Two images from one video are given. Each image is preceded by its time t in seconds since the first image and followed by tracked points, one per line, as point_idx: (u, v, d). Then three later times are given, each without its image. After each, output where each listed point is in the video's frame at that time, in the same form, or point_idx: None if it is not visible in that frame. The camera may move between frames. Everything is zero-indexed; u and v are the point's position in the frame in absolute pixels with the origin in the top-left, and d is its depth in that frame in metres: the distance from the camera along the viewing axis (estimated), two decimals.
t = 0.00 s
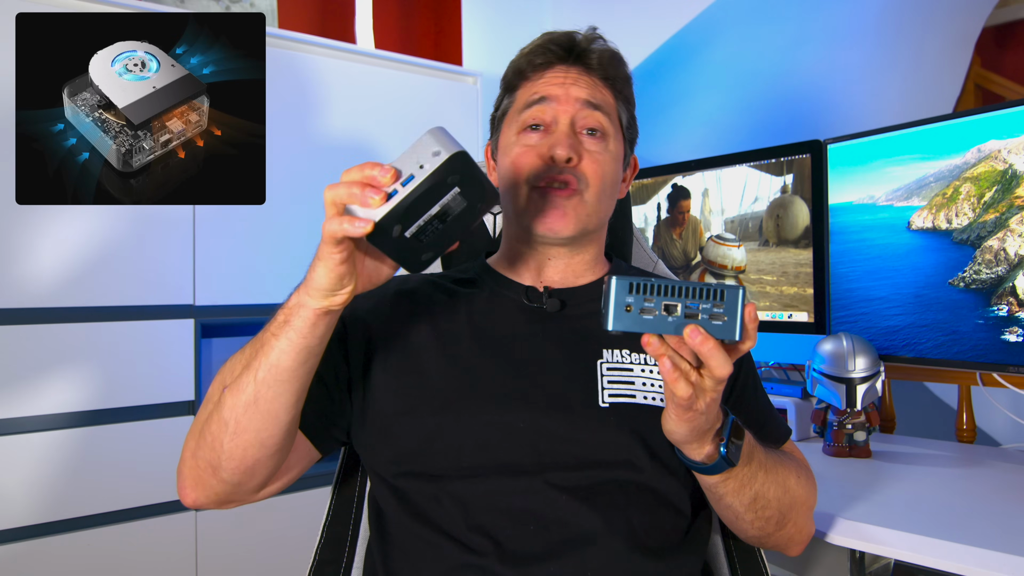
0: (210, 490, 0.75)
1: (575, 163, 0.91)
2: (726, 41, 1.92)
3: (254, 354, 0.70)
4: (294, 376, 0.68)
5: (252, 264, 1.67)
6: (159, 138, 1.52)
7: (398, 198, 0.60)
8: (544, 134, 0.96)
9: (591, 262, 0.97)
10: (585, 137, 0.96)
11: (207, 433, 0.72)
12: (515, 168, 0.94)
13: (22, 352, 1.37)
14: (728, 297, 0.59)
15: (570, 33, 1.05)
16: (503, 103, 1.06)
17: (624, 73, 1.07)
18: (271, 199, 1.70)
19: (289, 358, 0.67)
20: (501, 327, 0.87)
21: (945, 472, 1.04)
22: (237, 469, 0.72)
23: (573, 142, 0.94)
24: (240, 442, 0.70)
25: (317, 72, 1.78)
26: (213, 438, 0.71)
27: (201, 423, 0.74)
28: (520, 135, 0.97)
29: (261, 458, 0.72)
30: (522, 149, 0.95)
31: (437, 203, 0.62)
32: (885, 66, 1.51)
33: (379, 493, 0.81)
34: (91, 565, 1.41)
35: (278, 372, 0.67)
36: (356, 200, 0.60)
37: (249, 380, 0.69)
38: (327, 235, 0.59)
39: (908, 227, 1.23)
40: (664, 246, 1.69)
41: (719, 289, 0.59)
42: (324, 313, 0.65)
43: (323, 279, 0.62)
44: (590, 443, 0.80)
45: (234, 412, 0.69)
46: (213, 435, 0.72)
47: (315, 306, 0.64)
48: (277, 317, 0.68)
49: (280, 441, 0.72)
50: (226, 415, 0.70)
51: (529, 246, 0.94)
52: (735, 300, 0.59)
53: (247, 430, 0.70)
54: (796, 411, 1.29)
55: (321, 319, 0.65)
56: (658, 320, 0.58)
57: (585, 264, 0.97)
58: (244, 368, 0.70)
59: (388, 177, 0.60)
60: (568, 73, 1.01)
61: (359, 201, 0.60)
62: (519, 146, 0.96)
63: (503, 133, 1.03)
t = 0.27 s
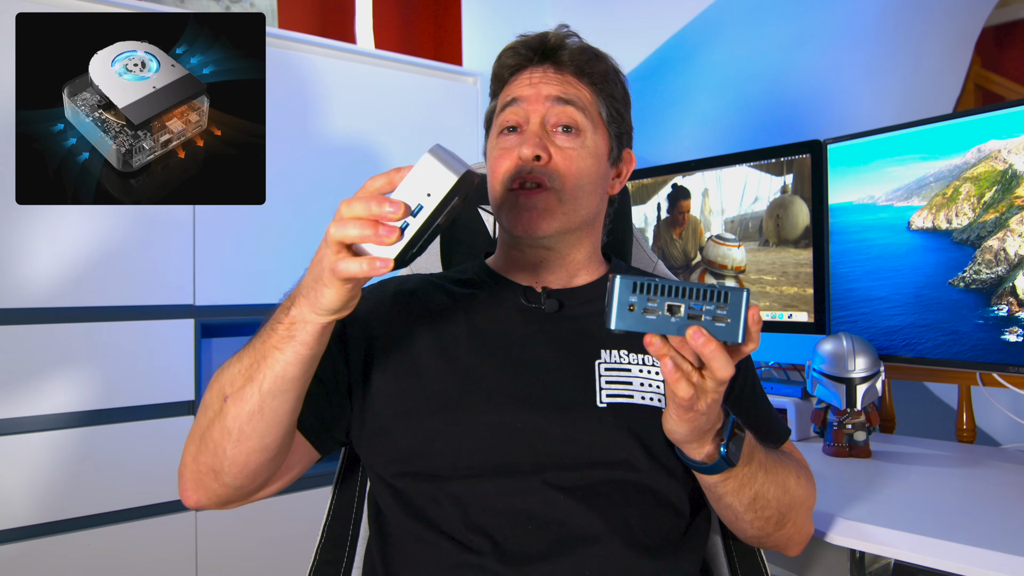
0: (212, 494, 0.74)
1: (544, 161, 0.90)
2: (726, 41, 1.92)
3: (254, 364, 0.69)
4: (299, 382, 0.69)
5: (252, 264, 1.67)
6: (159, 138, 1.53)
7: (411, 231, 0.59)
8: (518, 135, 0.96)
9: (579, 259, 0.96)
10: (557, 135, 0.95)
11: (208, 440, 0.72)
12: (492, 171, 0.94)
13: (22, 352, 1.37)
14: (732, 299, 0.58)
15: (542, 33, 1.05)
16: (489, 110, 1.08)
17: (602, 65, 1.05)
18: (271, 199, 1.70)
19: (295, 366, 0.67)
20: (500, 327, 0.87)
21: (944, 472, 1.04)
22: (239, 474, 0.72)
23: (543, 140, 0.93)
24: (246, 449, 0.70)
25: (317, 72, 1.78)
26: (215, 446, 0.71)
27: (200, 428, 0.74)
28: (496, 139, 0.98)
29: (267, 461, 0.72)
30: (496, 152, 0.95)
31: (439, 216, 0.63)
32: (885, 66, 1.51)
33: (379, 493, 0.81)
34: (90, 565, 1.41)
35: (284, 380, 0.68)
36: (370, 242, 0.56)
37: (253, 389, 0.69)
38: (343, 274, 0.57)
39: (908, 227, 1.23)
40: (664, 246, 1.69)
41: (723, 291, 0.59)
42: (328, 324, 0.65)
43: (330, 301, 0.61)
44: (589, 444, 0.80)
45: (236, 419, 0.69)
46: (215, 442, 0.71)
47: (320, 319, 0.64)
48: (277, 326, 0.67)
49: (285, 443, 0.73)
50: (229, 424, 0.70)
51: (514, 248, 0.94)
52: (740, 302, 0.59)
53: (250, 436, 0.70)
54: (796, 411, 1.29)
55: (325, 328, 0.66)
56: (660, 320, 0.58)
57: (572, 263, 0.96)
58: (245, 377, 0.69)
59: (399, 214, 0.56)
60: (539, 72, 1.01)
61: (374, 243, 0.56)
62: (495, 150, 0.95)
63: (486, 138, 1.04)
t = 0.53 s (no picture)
0: (213, 494, 0.75)
1: (540, 161, 0.90)
2: (726, 41, 1.92)
3: (259, 364, 0.70)
4: (300, 386, 0.69)
5: (252, 264, 1.66)
6: (159, 138, 1.53)
7: (388, 223, 0.57)
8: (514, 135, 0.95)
9: (580, 257, 0.96)
10: (553, 134, 0.95)
11: (212, 440, 0.73)
12: (490, 173, 0.94)
13: (22, 352, 1.37)
14: (733, 300, 0.59)
15: (532, 32, 1.05)
16: (483, 111, 1.08)
17: (592, 62, 1.05)
18: (271, 199, 1.70)
19: (296, 368, 0.68)
20: (501, 327, 0.87)
21: (944, 472, 1.04)
22: (240, 476, 0.72)
23: (538, 140, 0.93)
24: (246, 450, 0.71)
25: (318, 72, 1.78)
26: (219, 445, 0.72)
27: (205, 428, 0.75)
28: (492, 140, 0.97)
29: (267, 464, 0.72)
30: (493, 153, 0.95)
31: (431, 219, 0.60)
32: (885, 66, 1.51)
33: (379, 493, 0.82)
34: (91, 565, 1.41)
35: (284, 382, 0.68)
36: (344, 226, 0.58)
37: (255, 390, 0.69)
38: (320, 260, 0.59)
39: (908, 227, 1.23)
40: (664, 246, 1.69)
41: (724, 292, 0.59)
42: (329, 326, 0.65)
43: (323, 296, 0.62)
44: (589, 444, 0.80)
45: (238, 420, 0.70)
46: (218, 442, 0.72)
47: (321, 319, 0.64)
48: (283, 327, 0.69)
49: (286, 447, 0.73)
50: (231, 423, 0.71)
51: (514, 248, 0.94)
52: (741, 303, 0.59)
53: (252, 438, 0.70)
54: (796, 411, 1.29)
55: (327, 331, 0.66)
56: (662, 321, 0.58)
57: (573, 261, 0.96)
58: (249, 376, 0.71)
59: (376, 202, 0.57)
60: (531, 72, 1.01)
61: (347, 229, 0.58)
62: (491, 151, 0.95)
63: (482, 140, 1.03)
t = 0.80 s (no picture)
0: (236, 521, 0.76)
1: (545, 159, 0.90)
2: (726, 41, 1.92)
3: (264, 394, 0.70)
4: (309, 408, 0.70)
5: (252, 265, 1.66)
6: (159, 138, 1.53)
7: (398, 256, 0.58)
8: (518, 132, 0.96)
9: (580, 258, 0.96)
10: (558, 132, 0.95)
11: (227, 469, 0.73)
12: (493, 169, 0.94)
13: (22, 352, 1.37)
14: (724, 304, 0.58)
15: (541, 31, 1.06)
16: (487, 107, 1.08)
17: (600, 65, 1.06)
18: (271, 199, 1.70)
19: (304, 393, 0.68)
20: (502, 327, 0.87)
21: (944, 472, 1.04)
22: (260, 501, 0.74)
23: (544, 137, 0.93)
24: (264, 477, 0.72)
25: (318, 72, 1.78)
26: (235, 475, 0.73)
27: (216, 459, 0.75)
28: (496, 136, 0.97)
29: (286, 485, 0.74)
30: (497, 150, 0.95)
31: (433, 243, 0.60)
32: (885, 66, 1.51)
33: (379, 494, 0.81)
34: (91, 565, 1.41)
35: (294, 407, 0.69)
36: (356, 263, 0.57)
37: (265, 419, 0.70)
38: (332, 297, 0.58)
39: (908, 227, 1.23)
40: (664, 246, 1.68)
41: (716, 295, 0.58)
42: (332, 349, 0.66)
43: (328, 325, 0.62)
44: (589, 444, 0.80)
45: (252, 450, 0.71)
46: (234, 471, 0.73)
47: (323, 344, 0.64)
48: (284, 354, 0.69)
49: (301, 465, 0.74)
50: (246, 453, 0.71)
51: (515, 246, 0.94)
52: (733, 306, 0.58)
53: (268, 464, 0.71)
54: (796, 411, 1.29)
55: (330, 354, 0.66)
56: (652, 323, 0.58)
57: (572, 262, 0.96)
58: (256, 407, 0.71)
59: (385, 236, 0.57)
60: (539, 70, 1.01)
61: (360, 264, 0.57)
62: (495, 147, 0.96)
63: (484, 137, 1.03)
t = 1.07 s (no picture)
0: (249, 533, 0.76)
1: (561, 161, 0.90)
2: (726, 41, 1.92)
3: (272, 407, 0.71)
4: (316, 420, 0.70)
5: (252, 265, 1.66)
6: (159, 138, 1.53)
7: (400, 267, 0.57)
8: (535, 131, 0.95)
9: (580, 261, 0.96)
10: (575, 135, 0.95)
11: (238, 483, 0.74)
12: (506, 164, 0.93)
13: (23, 352, 1.37)
14: (714, 321, 0.57)
15: (567, 33, 1.06)
16: (501, 100, 1.07)
17: (621, 74, 1.08)
18: (271, 199, 1.70)
19: (310, 405, 0.68)
20: (502, 327, 0.87)
21: (944, 473, 1.04)
22: (272, 513, 0.74)
23: (561, 139, 0.93)
24: (275, 490, 0.72)
25: (318, 72, 1.78)
26: (246, 488, 0.73)
27: (227, 473, 0.75)
28: (511, 131, 0.97)
29: (297, 497, 0.74)
30: (512, 146, 0.94)
31: (436, 255, 0.60)
32: (885, 66, 1.51)
33: (379, 495, 0.81)
34: (91, 565, 1.41)
35: (301, 420, 0.69)
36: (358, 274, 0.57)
37: (274, 432, 0.70)
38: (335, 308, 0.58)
39: (908, 227, 1.23)
40: (664, 246, 1.69)
41: (706, 311, 0.57)
42: (336, 360, 0.66)
43: (333, 336, 0.62)
44: (589, 444, 0.80)
45: (262, 463, 0.71)
46: (245, 485, 0.73)
47: (328, 356, 0.65)
48: (289, 368, 0.69)
49: (311, 477, 0.74)
50: (256, 467, 0.71)
51: (519, 244, 0.94)
52: (723, 324, 0.57)
53: (278, 477, 0.71)
54: (796, 411, 1.29)
55: (335, 365, 0.67)
56: (639, 337, 0.58)
57: (572, 265, 0.96)
58: (265, 421, 0.71)
59: (387, 246, 0.57)
60: (564, 71, 1.01)
61: (362, 274, 0.57)
62: (509, 142, 0.95)
63: (497, 129, 1.02)
